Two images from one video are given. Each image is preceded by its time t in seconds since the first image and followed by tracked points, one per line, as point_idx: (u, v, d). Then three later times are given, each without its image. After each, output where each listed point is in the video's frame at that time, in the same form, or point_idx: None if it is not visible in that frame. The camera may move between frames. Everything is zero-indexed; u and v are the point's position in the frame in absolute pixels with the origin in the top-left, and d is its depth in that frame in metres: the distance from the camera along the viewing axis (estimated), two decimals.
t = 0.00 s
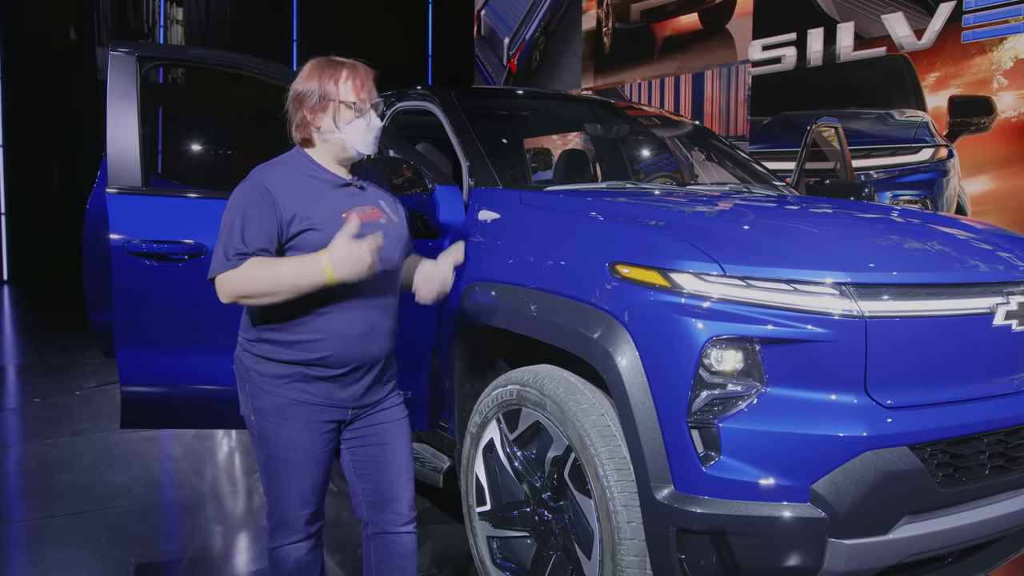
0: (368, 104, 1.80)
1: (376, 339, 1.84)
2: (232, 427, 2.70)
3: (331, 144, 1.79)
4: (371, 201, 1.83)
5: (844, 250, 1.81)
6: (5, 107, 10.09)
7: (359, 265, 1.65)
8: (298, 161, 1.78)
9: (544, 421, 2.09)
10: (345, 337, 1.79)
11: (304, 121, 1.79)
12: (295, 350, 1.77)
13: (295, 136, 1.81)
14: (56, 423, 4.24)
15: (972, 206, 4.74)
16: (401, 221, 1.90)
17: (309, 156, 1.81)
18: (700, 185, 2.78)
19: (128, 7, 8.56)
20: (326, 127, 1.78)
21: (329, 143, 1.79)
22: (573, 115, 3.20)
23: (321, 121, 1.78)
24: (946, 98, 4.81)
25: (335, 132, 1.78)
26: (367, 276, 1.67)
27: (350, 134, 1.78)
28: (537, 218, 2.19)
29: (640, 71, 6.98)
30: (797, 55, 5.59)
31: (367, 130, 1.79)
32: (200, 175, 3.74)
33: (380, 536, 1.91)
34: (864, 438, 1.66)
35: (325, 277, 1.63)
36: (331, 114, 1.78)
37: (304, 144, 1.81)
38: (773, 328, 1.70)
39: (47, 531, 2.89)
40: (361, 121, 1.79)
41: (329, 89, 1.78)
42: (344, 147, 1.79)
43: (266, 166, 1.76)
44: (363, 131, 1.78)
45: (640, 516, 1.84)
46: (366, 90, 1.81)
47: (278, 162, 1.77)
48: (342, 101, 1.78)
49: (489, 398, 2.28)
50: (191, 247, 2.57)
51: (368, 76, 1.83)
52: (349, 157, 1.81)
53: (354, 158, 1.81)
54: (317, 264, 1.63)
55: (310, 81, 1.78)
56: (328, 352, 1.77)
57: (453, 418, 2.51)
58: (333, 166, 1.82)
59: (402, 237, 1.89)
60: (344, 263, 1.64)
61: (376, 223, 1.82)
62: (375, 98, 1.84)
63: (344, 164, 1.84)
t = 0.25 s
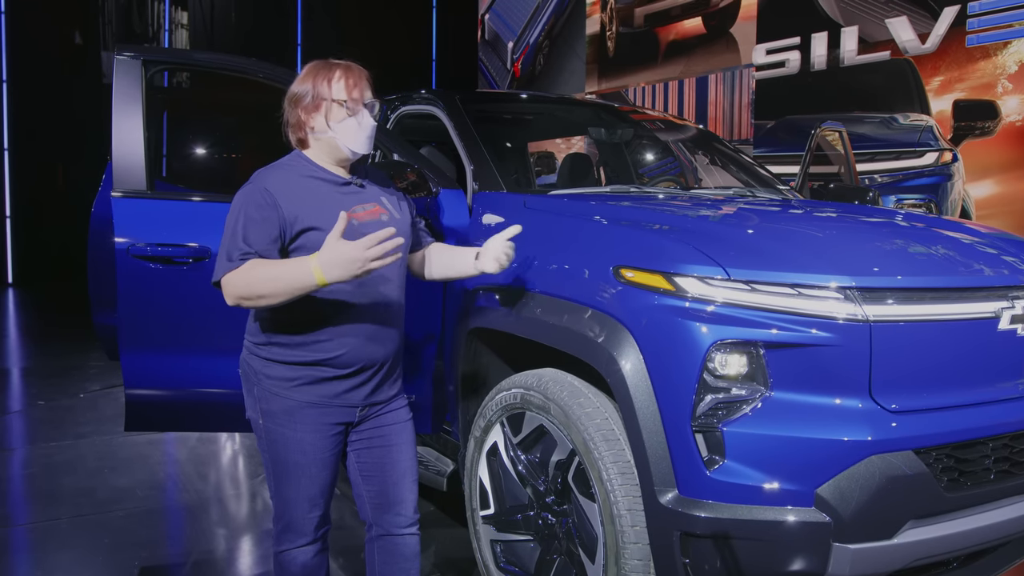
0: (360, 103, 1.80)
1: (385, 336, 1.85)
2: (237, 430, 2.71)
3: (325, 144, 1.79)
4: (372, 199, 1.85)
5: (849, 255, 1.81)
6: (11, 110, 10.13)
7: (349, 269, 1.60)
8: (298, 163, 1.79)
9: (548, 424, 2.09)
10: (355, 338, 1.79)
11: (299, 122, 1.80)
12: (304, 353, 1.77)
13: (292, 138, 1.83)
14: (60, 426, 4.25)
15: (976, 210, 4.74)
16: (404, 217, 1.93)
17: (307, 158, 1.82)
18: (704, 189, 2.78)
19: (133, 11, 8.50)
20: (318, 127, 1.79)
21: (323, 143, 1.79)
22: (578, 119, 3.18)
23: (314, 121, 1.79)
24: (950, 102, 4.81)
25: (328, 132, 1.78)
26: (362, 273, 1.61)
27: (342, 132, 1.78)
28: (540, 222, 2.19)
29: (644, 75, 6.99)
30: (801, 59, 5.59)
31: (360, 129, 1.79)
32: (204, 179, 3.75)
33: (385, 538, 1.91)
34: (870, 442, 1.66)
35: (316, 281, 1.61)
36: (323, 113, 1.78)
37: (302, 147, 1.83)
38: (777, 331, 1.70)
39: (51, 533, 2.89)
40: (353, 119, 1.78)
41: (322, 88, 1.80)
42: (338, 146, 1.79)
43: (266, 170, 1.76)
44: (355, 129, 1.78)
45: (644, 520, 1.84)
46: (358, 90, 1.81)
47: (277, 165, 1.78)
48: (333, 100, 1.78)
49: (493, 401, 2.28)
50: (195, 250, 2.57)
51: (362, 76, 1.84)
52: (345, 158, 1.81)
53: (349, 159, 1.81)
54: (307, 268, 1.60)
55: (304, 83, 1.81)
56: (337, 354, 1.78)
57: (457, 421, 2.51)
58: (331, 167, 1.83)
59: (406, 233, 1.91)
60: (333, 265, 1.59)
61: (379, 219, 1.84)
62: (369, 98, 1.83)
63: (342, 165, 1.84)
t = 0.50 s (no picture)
0: (357, 92, 1.80)
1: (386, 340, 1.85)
2: (237, 431, 2.71)
3: (325, 135, 1.81)
4: (376, 203, 1.84)
5: (849, 254, 1.81)
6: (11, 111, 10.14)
7: (356, 300, 1.65)
8: (300, 160, 1.81)
9: (549, 424, 2.09)
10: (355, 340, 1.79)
11: (302, 117, 1.84)
12: (304, 354, 1.77)
13: (298, 134, 1.86)
14: (61, 427, 4.25)
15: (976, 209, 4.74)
16: (407, 222, 1.91)
17: (310, 152, 1.84)
18: (704, 188, 2.78)
19: (133, 11, 8.64)
20: (317, 117, 1.81)
21: (323, 134, 1.82)
22: (577, 119, 3.19)
23: (313, 112, 1.82)
24: (950, 101, 4.81)
25: (326, 122, 1.81)
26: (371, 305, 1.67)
27: (342, 122, 1.80)
28: (540, 222, 2.19)
29: (643, 74, 6.99)
30: (801, 58, 5.59)
31: (357, 117, 1.79)
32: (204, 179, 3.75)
33: (386, 539, 1.91)
34: (870, 441, 1.66)
35: (323, 300, 1.65)
36: (321, 104, 1.81)
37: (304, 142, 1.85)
38: (777, 331, 1.70)
39: (52, 534, 2.89)
40: (350, 107, 1.79)
41: (321, 81, 1.83)
42: (336, 136, 1.80)
43: (268, 171, 1.77)
44: (352, 117, 1.79)
45: (645, 519, 1.84)
46: (357, 80, 1.83)
47: (280, 165, 1.79)
48: (330, 90, 1.81)
49: (494, 402, 2.28)
50: (195, 251, 2.57)
51: (364, 69, 1.86)
52: (345, 150, 1.81)
53: (349, 150, 1.81)
54: (319, 288, 1.65)
55: (307, 79, 1.85)
56: (337, 356, 1.78)
57: (457, 422, 2.51)
58: (333, 162, 1.83)
59: (409, 237, 1.89)
60: (346, 292, 1.64)
61: (381, 223, 1.82)
62: (370, 89, 1.84)
63: (345, 160, 1.84)
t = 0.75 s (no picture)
0: (367, 96, 1.80)
1: (382, 338, 1.84)
2: (235, 431, 2.71)
3: (330, 135, 1.80)
4: (377, 203, 1.84)
5: (847, 254, 1.81)
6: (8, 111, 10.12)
7: (385, 298, 1.75)
8: (304, 158, 1.80)
9: (546, 424, 2.09)
10: (350, 340, 1.79)
11: (310, 114, 1.83)
12: (298, 355, 1.77)
13: (302, 131, 1.85)
14: (58, 427, 4.24)
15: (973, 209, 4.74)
16: (408, 223, 1.91)
17: (314, 150, 1.83)
18: (702, 188, 2.77)
19: (132, 11, 8.71)
20: (323, 116, 1.80)
21: (328, 133, 1.81)
22: (575, 118, 3.19)
23: (320, 111, 1.81)
24: (948, 101, 4.81)
25: (333, 122, 1.79)
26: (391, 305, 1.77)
27: (352, 124, 1.78)
28: (538, 222, 2.19)
29: (641, 74, 6.99)
30: (799, 58, 5.60)
31: (364, 120, 1.79)
32: (202, 179, 3.75)
33: (384, 540, 1.91)
34: (868, 441, 1.66)
35: (352, 298, 1.72)
36: (330, 104, 1.80)
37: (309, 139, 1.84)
38: (775, 331, 1.70)
39: (49, 534, 2.88)
40: (359, 110, 1.79)
41: (331, 81, 1.81)
42: (342, 137, 1.79)
43: (272, 165, 1.76)
44: (360, 120, 1.78)
45: (642, 519, 1.84)
46: (368, 84, 1.82)
47: (283, 160, 1.79)
48: (339, 91, 1.80)
49: (492, 401, 2.27)
50: (193, 251, 2.57)
51: (375, 73, 1.85)
52: (350, 152, 1.81)
53: (354, 152, 1.81)
54: (350, 285, 1.72)
55: (316, 76, 1.84)
56: (331, 356, 1.77)
57: (455, 421, 2.51)
58: (336, 162, 1.82)
59: (408, 237, 1.89)
60: (375, 292, 1.73)
61: (382, 223, 1.83)
62: (380, 94, 1.83)
63: (348, 161, 1.83)
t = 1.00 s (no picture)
0: (374, 103, 1.79)
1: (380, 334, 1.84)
2: (234, 429, 2.71)
3: (332, 136, 1.79)
4: (374, 201, 1.84)
5: (846, 252, 1.81)
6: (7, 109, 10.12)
7: (384, 303, 1.76)
8: (304, 155, 1.80)
9: (545, 423, 2.09)
10: (347, 338, 1.78)
11: (312, 112, 1.82)
12: (295, 354, 1.77)
13: (303, 127, 1.84)
14: (57, 425, 4.24)
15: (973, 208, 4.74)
16: (403, 222, 1.91)
17: (313, 149, 1.82)
18: (701, 187, 2.77)
19: (130, 10, 8.67)
20: (327, 117, 1.79)
21: (330, 134, 1.80)
22: (574, 117, 3.20)
23: (324, 111, 1.80)
24: (948, 100, 4.80)
25: (336, 124, 1.78)
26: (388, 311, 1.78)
27: (354, 128, 1.78)
28: (537, 220, 2.19)
29: (641, 73, 6.99)
30: (798, 57, 5.59)
31: (368, 126, 1.78)
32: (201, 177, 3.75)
33: (385, 541, 1.91)
34: (866, 440, 1.66)
35: (351, 301, 1.73)
36: (335, 106, 1.78)
37: (309, 138, 1.83)
38: (774, 330, 1.70)
39: (48, 533, 2.88)
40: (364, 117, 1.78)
41: (339, 83, 1.80)
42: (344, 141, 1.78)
43: (271, 161, 1.77)
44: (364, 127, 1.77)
45: (641, 518, 1.84)
46: (376, 91, 1.80)
47: (282, 157, 1.79)
48: (347, 95, 1.78)
49: (491, 400, 2.27)
50: (192, 249, 2.57)
51: (384, 79, 1.83)
52: (350, 155, 1.80)
53: (354, 156, 1.80)
54: (348, 286, 1.73)
55: (325, 74, 1.82)
56: (328, 354, 1.77)
57: (454, 420, 2.51)
58: (335, 162, 1.82)
59: (404, 236, 1.90)
60: (374, 295, 1.75)
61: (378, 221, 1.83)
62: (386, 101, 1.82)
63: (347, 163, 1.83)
